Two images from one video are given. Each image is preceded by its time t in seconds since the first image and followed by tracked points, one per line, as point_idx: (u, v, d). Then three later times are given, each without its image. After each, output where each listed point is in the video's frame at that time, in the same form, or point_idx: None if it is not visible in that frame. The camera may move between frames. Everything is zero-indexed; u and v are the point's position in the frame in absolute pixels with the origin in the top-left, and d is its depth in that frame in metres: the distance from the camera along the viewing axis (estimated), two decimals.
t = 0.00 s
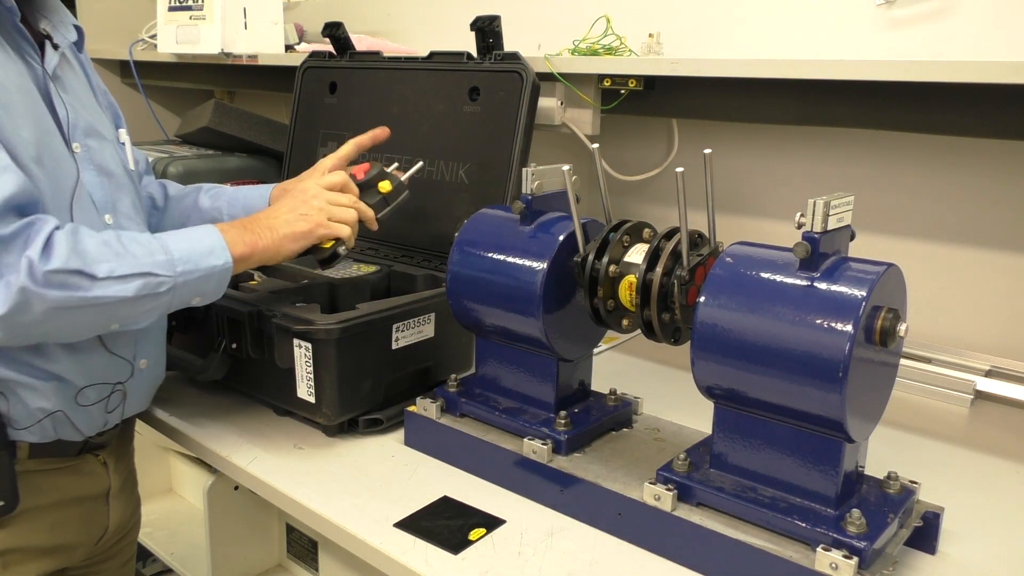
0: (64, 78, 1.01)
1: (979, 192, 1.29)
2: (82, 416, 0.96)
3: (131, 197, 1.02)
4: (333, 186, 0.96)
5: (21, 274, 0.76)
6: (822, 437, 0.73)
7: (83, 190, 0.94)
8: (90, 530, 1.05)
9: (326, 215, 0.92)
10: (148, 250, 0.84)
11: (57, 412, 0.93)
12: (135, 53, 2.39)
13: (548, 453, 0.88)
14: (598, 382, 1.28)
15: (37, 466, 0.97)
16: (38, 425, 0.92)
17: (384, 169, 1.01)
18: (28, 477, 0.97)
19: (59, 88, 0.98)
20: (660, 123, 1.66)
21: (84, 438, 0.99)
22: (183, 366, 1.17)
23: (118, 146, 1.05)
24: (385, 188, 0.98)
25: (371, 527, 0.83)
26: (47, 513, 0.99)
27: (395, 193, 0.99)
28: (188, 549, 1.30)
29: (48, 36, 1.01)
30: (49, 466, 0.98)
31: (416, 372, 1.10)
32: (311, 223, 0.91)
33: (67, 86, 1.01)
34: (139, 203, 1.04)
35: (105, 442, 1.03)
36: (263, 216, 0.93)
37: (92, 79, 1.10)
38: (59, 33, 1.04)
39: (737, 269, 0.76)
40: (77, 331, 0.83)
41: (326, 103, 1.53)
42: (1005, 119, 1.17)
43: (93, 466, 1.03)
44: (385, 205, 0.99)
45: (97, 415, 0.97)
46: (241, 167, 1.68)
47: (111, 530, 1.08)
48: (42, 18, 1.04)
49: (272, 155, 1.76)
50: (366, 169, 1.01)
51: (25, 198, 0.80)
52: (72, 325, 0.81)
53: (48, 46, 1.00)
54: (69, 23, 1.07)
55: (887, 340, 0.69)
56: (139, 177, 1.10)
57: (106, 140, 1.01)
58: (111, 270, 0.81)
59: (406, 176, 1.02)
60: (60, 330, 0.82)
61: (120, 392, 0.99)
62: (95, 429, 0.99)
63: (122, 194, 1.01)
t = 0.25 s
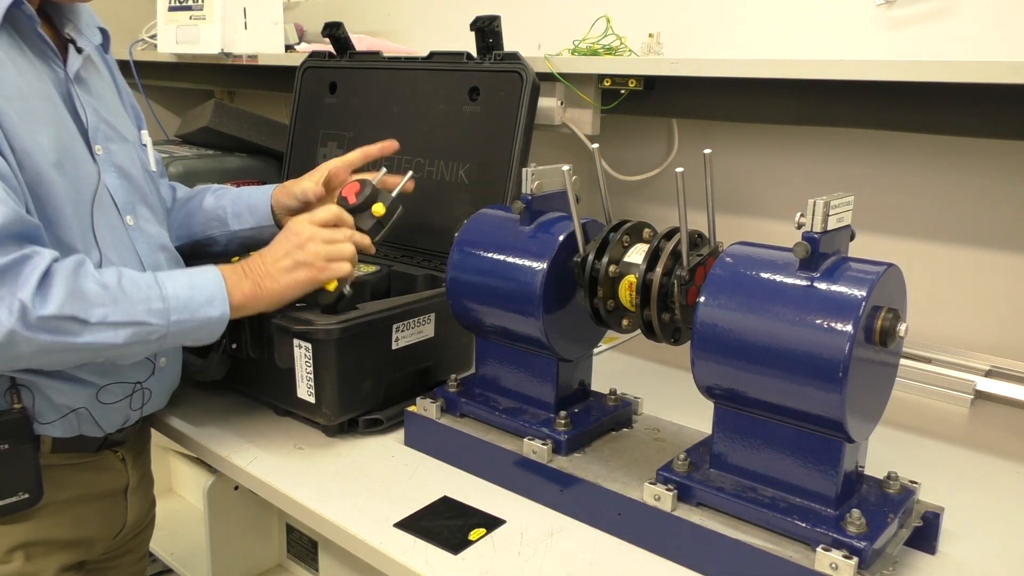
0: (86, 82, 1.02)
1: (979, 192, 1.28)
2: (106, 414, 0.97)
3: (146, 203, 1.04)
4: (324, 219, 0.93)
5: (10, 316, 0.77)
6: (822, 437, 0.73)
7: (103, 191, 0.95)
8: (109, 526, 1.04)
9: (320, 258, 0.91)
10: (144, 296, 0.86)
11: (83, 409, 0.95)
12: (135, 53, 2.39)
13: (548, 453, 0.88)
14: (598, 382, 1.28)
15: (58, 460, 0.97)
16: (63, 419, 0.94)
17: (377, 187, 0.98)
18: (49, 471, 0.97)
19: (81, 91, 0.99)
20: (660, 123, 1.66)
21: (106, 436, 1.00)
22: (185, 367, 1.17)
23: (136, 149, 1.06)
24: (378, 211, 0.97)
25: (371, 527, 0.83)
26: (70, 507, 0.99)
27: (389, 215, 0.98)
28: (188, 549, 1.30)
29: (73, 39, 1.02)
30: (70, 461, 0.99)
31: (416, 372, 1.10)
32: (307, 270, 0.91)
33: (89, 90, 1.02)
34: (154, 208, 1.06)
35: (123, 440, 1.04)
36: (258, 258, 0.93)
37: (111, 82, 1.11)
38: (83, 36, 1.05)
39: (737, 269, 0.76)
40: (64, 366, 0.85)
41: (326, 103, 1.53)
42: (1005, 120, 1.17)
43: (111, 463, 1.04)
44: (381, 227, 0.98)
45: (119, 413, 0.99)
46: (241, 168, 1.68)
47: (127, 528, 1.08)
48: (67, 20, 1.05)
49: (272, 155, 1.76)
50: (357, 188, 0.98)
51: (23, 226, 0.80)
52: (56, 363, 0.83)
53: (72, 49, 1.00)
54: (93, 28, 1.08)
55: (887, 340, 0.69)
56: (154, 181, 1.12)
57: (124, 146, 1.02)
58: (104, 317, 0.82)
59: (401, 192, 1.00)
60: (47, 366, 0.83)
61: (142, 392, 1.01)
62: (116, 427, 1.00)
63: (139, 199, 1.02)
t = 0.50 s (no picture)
0: (100, 85, 1.02)
1: (979, 192, 1.28)
2: (110, 415, 0.97)
3: (155, 208, 1.04)
4: (334, 227, 0.94)
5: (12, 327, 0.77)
6: (822, 437, 0.73)
7: (113, 195, 0.95)
8: (109, 526, 1.04)
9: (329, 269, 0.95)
10: (147, 304, 0.86)
11: (87, 410, 0.95)
12: (135, 53, 2.39)
13: (548, 453, 0.88)
14: (598, 382, 1.28)
15: (59, 460, 0.97)
16: (68, 419, 0.94)
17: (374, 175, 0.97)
18: (49, 470, 0.97)
19: (95, 95, 1.00)
20: (660, 123, 1.66)
21: (108, 436, 1.00)
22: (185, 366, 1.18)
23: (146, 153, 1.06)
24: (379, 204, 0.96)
25: (371, 527, 0.83)
26: (69, 507, 0.99)
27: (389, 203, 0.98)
28: (188, 549, 1.30)
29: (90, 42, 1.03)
30: (71, 461, 0.99)
31: (416, 372, 1.10)
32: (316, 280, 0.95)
33: (103, 94, 1.03)
34: (161, 212, 1.07)
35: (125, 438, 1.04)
36: (264, 263, 0.93)
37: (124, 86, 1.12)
38: (100, 42, 1.05)
39: (737, 269, 0.76)
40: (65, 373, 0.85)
41: (326, 103, 1.53)
42: (1005, 120, 1.17)
43: (112, 462, 1.04)
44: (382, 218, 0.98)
45: (123, 414, 0.99)
46: (241, 168, 1.68)
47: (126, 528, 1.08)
48: (83, 24, 1.05)
49: (272, 155, 1.76)
50: (355, 177, 0.97)
51: (30, 233, 0.79)
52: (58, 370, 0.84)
53: (88, 53, 1.01)
54: (109, 34, 1.09)
55: (887, 340, 0.69)
56: (162, 185, 1.12)
57: (136, 150, 1.03)
58: (106, 326, 0.83)
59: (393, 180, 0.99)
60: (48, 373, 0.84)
61: (146, 393, 1.01)
62: (119, 428, 1.00)
63: (147, 204, 1.03)
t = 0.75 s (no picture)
0: (97, 86, 1.02)
1: (979, 192, 1.28)
2: (108, 418, 0.98)
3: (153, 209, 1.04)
4: (335, 227, 0.94)
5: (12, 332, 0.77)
6: (822, 437, 0.73)
7: (110, 198, 0.95)
8: (110, 528, 1.04)
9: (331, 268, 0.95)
10: (147, 307, 0.85)
11: (84, 413, 0.95)
12: (135, 53, 2.39)
13: (548, 453, 0.88)
14: (598, 382, 1.28)
15: (58, 462, 0.97)
16: (66, 422, 0.94)
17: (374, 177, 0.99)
18: (48, 473, 0.97)
19: (91, 96, 1.00)
20: (660, 123, 1.66)
21: (106, 439, 1.00)
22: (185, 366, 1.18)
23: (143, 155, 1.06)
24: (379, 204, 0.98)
25: (371, 527, 0.83)
26: (68, 509, 0.99)
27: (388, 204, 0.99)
28: (189, 549, 1.30)
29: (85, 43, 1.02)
30: (70, 463, 0.99)
31: (416, 372, 1.10)
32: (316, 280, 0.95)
33: (100, 95, 1.02)
34: (158, 213, 1.07)
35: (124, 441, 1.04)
36: (265, 263, 0.94)
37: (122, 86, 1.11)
38: (96, 42, 1.05)
39: (737, 269, 0.76)
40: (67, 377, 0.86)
41: (326, 103, 1.53)
42: (1005, 119, 1.17)
43: (112, 464, 1.03)
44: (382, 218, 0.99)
45: (121, 417, 0.99)
46: (241, 167, 1.68)
47: (128, 529, 1.08)
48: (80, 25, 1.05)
49: (272, 155, 1.76)
50: (355, 177, 0.98)
51: (26, 239, 0.79)
52: (59, 374, 0.84)
53: (84, 54, 1.01)
54: (105, 34, 1.09)
55: (887, 340, 0.69)
56: (161, 185, 1.12)
57: (133, 151, 1.03)
58: (107, 329, 0.83)
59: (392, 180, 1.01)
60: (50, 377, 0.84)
61: (144, 396, 1.01)
62: (117, 431, 1.00)
63: (144, 205, 1.03)
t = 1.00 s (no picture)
0: (87, 85, 1.02)
1: (979, 192, 1.29)
2: (113, 419, 0.98)
3: (148, 207, 1.04)
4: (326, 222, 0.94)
5: None
6: (822, 437, 0.73)
7: (104, 198, 0.95)
8: (116, 527, 1.04)
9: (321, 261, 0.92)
10: (122, 305, 0.84)
11: (89, 415, 0.95)
12: (135, 53, 2.39)
13: (548, 453, 0.88)
14: (598, 382, 1.28)
15: (64, 463, 0.97)
16: (71, 424, 0.94)
17: (390, 187, 1.01)
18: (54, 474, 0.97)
19: (82, 95, 0.99)
20: (660, 123, 1.66)
21: (112, 439, 1.00)
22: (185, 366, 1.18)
23: (136, 152, 1.06)
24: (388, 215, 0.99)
25: (371, 527, 0.83)
26: (74, 510, 0.99)
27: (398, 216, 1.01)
28: (189, 549, 1.30)
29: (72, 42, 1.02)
30: (76, 464, 0.98)
31: (416, 372, 1.10)
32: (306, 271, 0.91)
33: (90, 94, 1.02)
34: (154, 210, 1.07)
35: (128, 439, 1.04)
36: (253, 250, 0.91)
37: (113, 82, 1.11)
38: (84, 40, 1.04)
39: (737, 269, 0.76)
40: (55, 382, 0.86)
41: (326, 103, 1.53)
42: (1005, 119, 1.17)
43: (116, 464, 1.03)
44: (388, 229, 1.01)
45: (125, 418, 0.99)
46: (241, 167, 1.68)
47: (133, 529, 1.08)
48: (67, 23, 1.04)
49: (272, 155, 1.76)
50: (370, 185, 1.00)
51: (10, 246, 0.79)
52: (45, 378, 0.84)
53: (72, 53, 1.00)
54: (94, 30, 1.08)
55: (887, 340, 0.69)
56: (157, 181, 1.12)
57: (127, 149, 1.03)
58: (81, 332, 0.82)
59: (407, 193, 1.03)
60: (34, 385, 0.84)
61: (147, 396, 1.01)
62: (122, 431, 1.00)
63: (138, 203, 1.03)
